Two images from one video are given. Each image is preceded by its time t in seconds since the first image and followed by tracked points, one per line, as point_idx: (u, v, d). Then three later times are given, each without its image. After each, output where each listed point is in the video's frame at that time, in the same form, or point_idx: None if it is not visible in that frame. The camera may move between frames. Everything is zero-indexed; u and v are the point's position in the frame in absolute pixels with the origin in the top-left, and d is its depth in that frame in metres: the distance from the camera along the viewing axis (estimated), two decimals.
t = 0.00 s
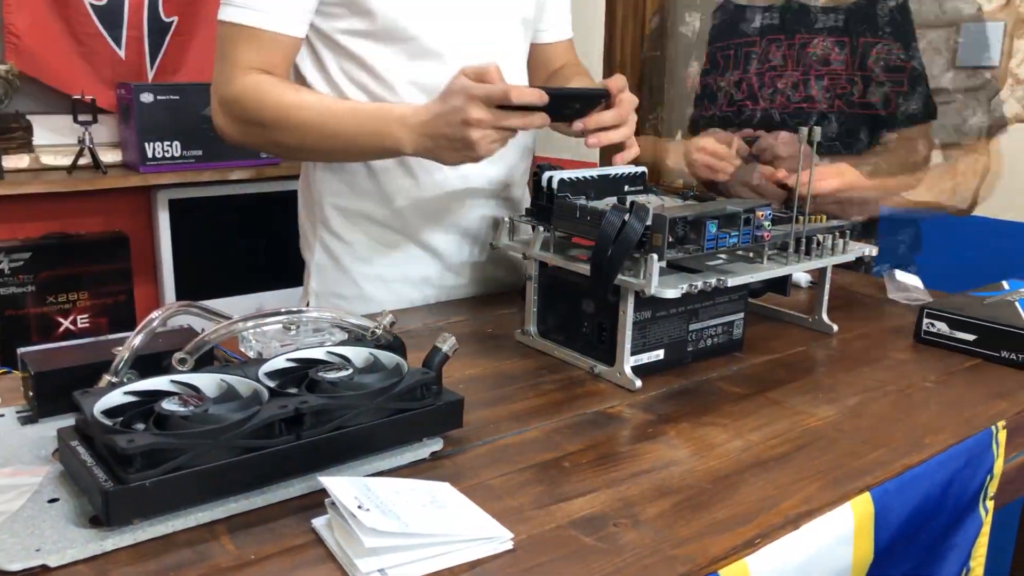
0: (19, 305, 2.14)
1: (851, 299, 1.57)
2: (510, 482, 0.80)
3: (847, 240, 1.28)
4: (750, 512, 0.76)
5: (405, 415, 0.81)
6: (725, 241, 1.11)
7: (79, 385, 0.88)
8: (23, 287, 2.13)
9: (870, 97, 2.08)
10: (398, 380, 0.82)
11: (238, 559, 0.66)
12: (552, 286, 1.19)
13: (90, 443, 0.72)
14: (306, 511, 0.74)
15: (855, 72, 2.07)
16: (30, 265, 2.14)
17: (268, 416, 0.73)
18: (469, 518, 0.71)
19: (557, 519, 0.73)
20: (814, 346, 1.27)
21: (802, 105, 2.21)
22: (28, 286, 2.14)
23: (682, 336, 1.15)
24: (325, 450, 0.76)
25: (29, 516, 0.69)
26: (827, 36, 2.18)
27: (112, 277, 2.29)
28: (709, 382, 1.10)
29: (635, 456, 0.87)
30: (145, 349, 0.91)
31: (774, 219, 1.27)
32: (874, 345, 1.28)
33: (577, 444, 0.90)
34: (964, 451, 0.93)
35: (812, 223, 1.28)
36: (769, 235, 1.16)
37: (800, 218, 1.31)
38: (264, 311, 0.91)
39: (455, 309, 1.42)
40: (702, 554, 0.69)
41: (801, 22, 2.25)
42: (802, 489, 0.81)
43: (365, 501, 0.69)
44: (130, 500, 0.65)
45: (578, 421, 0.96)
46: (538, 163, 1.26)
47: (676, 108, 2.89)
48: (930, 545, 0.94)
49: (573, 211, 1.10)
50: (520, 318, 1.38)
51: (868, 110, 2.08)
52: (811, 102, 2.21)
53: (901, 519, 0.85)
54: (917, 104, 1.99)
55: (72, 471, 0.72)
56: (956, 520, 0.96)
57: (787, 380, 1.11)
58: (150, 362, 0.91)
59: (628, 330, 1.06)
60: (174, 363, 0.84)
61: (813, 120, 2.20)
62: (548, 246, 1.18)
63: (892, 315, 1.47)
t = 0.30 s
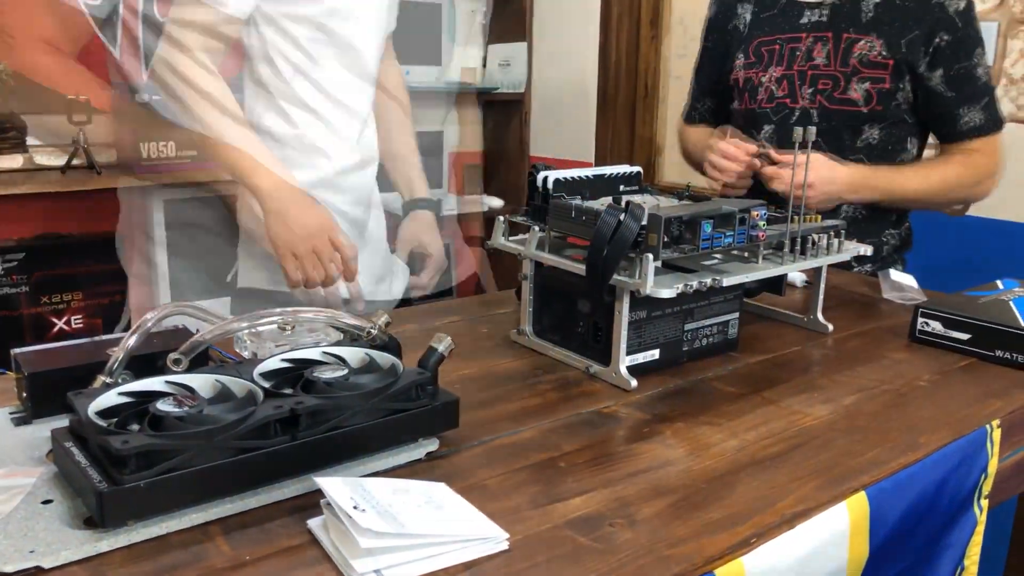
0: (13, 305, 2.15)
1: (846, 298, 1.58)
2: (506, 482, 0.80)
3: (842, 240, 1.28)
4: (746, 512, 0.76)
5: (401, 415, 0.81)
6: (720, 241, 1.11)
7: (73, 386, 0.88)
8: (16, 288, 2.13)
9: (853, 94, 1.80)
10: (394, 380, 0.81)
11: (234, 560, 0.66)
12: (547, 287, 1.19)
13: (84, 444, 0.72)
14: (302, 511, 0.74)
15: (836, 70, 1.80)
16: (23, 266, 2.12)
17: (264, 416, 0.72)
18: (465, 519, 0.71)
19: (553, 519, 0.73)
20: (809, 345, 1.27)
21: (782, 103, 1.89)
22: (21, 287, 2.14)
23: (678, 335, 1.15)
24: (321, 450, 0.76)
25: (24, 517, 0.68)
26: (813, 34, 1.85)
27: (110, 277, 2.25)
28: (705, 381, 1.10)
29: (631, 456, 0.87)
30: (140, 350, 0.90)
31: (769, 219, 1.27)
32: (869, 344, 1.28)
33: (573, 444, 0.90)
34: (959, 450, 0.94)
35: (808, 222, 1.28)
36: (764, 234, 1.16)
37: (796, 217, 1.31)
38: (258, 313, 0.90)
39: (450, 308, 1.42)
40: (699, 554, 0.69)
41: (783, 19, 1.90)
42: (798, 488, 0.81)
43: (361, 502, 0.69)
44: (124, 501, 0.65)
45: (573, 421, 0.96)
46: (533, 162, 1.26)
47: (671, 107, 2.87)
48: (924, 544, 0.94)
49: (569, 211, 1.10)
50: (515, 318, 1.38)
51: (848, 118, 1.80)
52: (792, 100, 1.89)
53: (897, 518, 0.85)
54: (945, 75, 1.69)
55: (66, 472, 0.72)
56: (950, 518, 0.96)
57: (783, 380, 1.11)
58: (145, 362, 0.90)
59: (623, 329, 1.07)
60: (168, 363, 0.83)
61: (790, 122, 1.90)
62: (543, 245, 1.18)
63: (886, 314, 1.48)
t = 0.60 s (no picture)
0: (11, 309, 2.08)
1: (840, 297, 1.58)
2: (502, 482, 0.80)
3: (837, 239, 1.28)
4: (741, 511, 0.76)
5: (397, 416, 0.81)
6: (716, 241, 1.11)
7: (68, 387, 0.87)
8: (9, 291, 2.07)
9: (572, 88, 1.93)
10: (390, 380, 0.81)
11: (229, 561, 0.66)
12: (543, 286, 1.19)
13: (79, 445, 0.72)
14: (297, 512, 0.73)
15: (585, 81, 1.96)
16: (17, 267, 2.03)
17: (259, 417, 0.72)
18: (461, 520, 0.71)
19: (548, 519, 0.73)
20: (804, 344, 1.27)
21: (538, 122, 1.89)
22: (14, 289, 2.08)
23: (673, 335, 1.15)
24: (316, 451, 0.75)
25: (17, 519, 0.68)
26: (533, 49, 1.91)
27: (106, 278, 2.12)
28: (700, 381, 1.11)
29: (627, 456, 0.87)
30: (135, 350, 0.90)
31: (765, 218, 1.27)
32: (863, 344, 1.28)
33: (569, 444, 0.89)
34: (953, 450, 0.94)
35: (803, 222, 1.29)
36: (759, 234, 1.16)
37: (790, 217, 1.31)
38: (253, 313, 0.90)
39: (446, 309, 1.42)
40: (694, 554, 0.69)
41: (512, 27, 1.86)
42: (793, 487, 0.81)
43: (357, 503, 0.69)
44: (118, 502, 0.65)
45: (568, 421, 0.96)
46: (528, 162, 1.25)
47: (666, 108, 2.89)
48: (919, 543, 0.94)
49: (565, 211, 1.10)
50: (511, 318, 1.38)
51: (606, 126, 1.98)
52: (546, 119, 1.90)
53: (892, 517, 0.86)
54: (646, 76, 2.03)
55: (61, 474, 0.72)
56: (945, 518, 0.97)
57: (778, 380, 1.11)
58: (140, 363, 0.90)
59: (619, 330, 1.07)
60: (162, 364, 0.83)
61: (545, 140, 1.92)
62: (539, 245, 1.18)
63: (881, 314, 1.48)
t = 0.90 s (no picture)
0: None
1: (835, 297, 1.59)
2: (498, 482, 0.80)
3: (832, 239, 1.28)
4: (737, 511, 0.76)
5: (392, 416, 0.81)
6: (712, 240, 1.11)
7: (62, 388, 0.87)
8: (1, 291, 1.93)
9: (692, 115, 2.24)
10: (385, 381, 0.81)
11: (225, 562, 0.65)
12: (539, 286, 1.19)
13: (73, 447, 0.72)
14: (292, 513, 0.73)
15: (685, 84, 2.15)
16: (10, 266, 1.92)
17: (254, 417, 0.72)
18: (457, 520, 0.71)
19: (544, 519, 0.73)
20: (799, 344, 1.28)
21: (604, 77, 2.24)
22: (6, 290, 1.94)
23: (669, 335, 1.15)
24: (312, 452, 0.75)
25: (11, 521, 0.68)
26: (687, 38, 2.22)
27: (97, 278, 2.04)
28: (696, 381, 1.11)
29: (623, 456, 0.87)
30: (130, 351, 0.90)
31: (760, 218, 1.27)
32: (858, 343, 1.29)
33: (564, 444, 0.89)
34: (948, 449, 0.94)
35: (798, 222, 1.29)
36: (754, 234, 1.16)
37: (785, 217, 1.31)
38: (248, 314, 0.90)
39: (443, 309, 1.42)
40: (690, 554, 0.69)
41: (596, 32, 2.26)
42: (789, 487, 0.81)
43: (352, 503, 0.68)
44: (112, 503, 0.65)
45: (564, 421, 0.96)
46: (523, 162, 1.25)
47: (662, 108, 2.90)
48: (914, 542, 0.95)
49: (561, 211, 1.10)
50: (507, 318, 1.38)
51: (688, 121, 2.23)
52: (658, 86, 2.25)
53: (888, 515, 0.86)
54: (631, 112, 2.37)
55: (54, 475, 0.71)
56: (940, 517, 0.97)
57: (773, 379, 1.12)
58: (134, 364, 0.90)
59: (615, 330, 1.07)
60: (157, 364, 0.83)
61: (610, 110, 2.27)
62: (534, 245, 1.18)
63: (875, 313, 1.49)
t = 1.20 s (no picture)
0: None
1: (829, 296, 1.59)
2: (493, 482, 0.80)
3: (827, 238, 1.29)
4: (733, 510, 0.76)
5: (387, 417, 0.81)
6: (707, 240, 1.11)
7: (57, 388, 0.87)
8: None
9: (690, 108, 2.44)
10: (380, 381, 0.81)
11: (220, 563, 0.65)
12: (534, 285, 1.18)
13: (67, 448, 0.71)
14: (287, 514, 0.73)
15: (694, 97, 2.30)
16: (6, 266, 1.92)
17: (248, 418, 0.72)
18: (452, 520, 0.70)
19: (540, 519, 0.73)
20: (794, 343, 1.28)
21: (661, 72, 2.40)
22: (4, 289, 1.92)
23: (664, 334, 1.15)
24: (307, 453, 0.75)
25: (5, 522, 0.67)
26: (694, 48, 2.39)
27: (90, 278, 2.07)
28: (691, 380, 1.11)
29: (618, 456, 0.87)
30: (124, 352, 0.89)
31: (755, 217, 1.27)
32: (853, 342, 1.29)
33: (560, 444, 0.89)
34: (943, 448, 0.94)
35: (793, 221, 1.29)
36: (749, 233, 1.16)
37: (780, 216, 1.31)
38: (242, 314, 0.89)
39: (439, 309, 1.42)
40: (686, 553, 0.69)
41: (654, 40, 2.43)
42: (785, 486, 0.81)
43: (347, 504, 0.68)
44: (107, 505, 0.64)
45: (560, 420, 0.96)
46: (519, 162, 1.25)
47: (657, 107, 2.90)
48: (910, 540, 0.95)
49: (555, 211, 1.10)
50: (503, 318, 1.37)
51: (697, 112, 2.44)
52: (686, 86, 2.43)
53: (883, 514, 0.86)
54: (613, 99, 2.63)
55: (49, 476, 0.71)
56: (935, 516, 0.97)
57: (769, 378, 1.12)
58: (129, 365, 0.89)
59: (611, 329, 1.07)
60: (152, 365, 0.82)
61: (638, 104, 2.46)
62: (530, 245, 1.18)
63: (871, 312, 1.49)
